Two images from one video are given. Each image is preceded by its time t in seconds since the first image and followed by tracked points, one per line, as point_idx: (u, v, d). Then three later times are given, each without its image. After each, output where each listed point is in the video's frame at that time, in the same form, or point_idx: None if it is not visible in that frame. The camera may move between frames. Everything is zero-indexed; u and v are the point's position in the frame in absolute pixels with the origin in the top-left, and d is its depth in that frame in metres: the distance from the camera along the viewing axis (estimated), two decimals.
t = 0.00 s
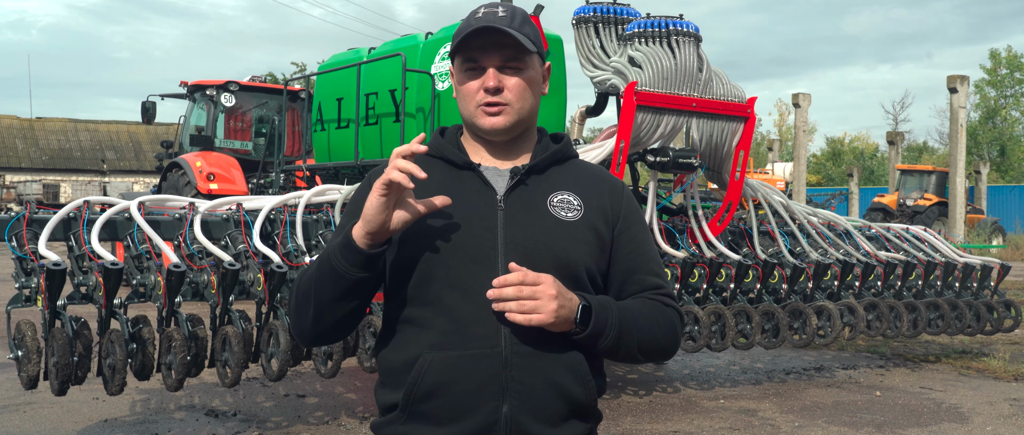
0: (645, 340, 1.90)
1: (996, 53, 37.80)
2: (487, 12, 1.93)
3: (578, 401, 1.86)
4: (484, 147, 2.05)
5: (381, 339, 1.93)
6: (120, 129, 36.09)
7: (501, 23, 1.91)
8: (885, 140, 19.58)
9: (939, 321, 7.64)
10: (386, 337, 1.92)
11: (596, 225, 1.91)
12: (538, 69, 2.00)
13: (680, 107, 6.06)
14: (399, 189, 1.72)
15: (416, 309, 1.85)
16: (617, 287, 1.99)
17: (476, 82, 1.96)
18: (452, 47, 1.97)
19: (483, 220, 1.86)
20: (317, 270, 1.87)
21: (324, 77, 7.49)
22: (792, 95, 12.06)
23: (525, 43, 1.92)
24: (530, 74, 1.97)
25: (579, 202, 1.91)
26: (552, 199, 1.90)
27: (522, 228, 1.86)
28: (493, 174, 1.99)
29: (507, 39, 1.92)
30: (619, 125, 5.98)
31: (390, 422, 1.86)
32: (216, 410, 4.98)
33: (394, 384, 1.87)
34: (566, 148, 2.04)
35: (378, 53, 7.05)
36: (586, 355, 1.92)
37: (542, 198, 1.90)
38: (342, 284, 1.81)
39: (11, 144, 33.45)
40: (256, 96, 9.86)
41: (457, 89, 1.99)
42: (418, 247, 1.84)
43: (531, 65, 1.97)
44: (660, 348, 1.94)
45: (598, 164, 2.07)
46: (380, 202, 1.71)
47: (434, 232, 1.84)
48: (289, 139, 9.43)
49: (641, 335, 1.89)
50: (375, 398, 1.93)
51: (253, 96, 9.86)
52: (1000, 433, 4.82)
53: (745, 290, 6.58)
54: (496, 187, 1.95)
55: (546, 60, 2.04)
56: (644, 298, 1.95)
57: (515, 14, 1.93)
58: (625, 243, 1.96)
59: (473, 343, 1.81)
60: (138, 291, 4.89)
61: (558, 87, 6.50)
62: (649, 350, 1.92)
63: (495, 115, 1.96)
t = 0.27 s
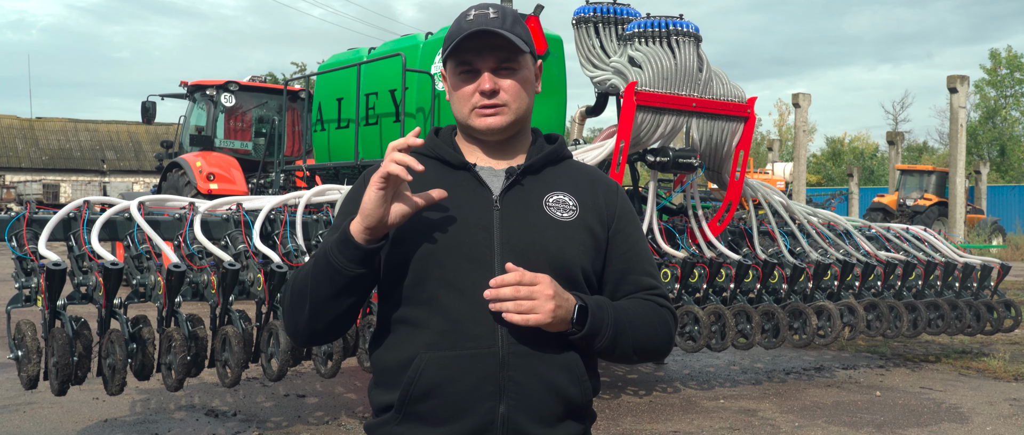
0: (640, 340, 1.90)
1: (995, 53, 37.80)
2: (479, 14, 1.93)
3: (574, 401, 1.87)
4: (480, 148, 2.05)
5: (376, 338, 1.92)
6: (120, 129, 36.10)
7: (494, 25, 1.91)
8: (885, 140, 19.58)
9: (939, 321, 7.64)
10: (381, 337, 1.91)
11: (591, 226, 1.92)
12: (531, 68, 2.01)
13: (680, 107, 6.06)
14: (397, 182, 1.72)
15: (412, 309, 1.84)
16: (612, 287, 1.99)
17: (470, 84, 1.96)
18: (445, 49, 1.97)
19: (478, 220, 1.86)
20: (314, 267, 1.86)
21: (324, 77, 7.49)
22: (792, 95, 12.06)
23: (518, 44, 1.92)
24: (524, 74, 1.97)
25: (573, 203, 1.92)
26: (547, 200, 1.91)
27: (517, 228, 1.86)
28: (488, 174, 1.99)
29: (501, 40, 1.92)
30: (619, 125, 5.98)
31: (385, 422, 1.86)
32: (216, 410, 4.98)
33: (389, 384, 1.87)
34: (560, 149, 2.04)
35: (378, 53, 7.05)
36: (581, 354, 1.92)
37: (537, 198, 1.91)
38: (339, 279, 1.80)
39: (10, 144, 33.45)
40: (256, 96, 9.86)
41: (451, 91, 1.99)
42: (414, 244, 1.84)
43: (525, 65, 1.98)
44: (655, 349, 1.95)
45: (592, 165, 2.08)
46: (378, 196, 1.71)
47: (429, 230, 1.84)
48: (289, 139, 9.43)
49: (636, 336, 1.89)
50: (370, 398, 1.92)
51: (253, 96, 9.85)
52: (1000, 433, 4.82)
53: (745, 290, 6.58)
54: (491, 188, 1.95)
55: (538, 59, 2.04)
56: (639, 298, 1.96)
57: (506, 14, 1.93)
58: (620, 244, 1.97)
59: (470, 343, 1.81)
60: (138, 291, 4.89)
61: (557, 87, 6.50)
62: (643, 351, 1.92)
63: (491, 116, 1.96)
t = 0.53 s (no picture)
0: (635, 340, 1.91)
1: (995, 53, 37.80)
2: (468, 17, 1.92)
3: (570, 401, 1.87)
4: (474, 150, 2.05)
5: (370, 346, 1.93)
6: (120, 129, 36.11)
7: (484, 27, 1.91)
8: (885, 140, 19.58)
9: (940, 321, 7.64)
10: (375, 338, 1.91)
11: (586, 226, 1.92)
12: (522, 69, 2.01)
13: (680, 107, 6.06)
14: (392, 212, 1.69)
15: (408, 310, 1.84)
16: (606, 287, 2.00)
17: (462, 88, 1.96)
18: (435, 54, 1.96)
19: (475, 221, 1.86)
20: (308, 280, 1.86)
21: (324, 77, 7.49)
22: (792, 95, 12.07)
23: (509, 46, 1.92)
24: (516, 76, 1.97)
25: (568, 204, 1.93)
26: (542, 200, 1.91)
27: (513, 230, 1.87)
28: (484, 175, 2.00)
29: (491, 43, 1.92)
30: (619, 125, 5.98)
31: (381, 423, 1.85)
32: (216, 410, 4.98)
33: (385, 384, 1.86)
34: (554, 150, 2.05)
35: (378, 53, 7.06)
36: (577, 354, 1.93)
37: (532, 199, 1.91)
38: (331, 298, 1.80)
39: (10, 144, 33.45)
40: (256, 96, 9.86)
41: (443, 96, 1.99)
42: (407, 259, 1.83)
43: (516, 66, 1.98)
44: (649, 348, 1.95)
45: (585, 166, 2.09)
46: (371, 224, 1.69)
47: (425, 235, 1.84)
48: (289, 139, 9.43)
49: (632, 336, 1.90)
50: (365, 399, 1.92)
51: (253, 96, 9.86)
52: (1000, 433, 4.82)
53: (745, 290, 6.58)
54: (487, 189, 1.95)
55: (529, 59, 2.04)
56: (633, 298, 1.96)
57: (494, 16, 1.93)
58: (614, 245, 1.98)
59: (468, 342, 1.81)
60: (138, 292, 4.89)
61: (557, 87, 6.50)
62: (639, 350, 1.93)
63: (485, 119, 1.96)
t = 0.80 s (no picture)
0: (630, 337, 1.91)
1: (995, 53, 37.81)
2: (461, 16, 1.92)
3: (566, 400, 1.87)
4: (466, 149, 2.05)
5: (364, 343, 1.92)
6: (120, 129, 36.11)
7: (478, 26, 1.91)
8: (885, 140, 19.58)
9: (939, 321, 7.64)
10: (370, 337, 1.90)
11: (578, 225, 1.93)
12: (515, 68, 2.01)
13: (680, 107, 6.06)
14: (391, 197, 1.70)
15: (403, 310, 1.84)
16: (599, 285, 2.00)
17: (455, 86, 1.96)
18: (427, 53, 1.96)
19: (469, 220, 1.86)
20: (302, 272, 1.86)
21: (324, 77, 7.49)
22: (792, 95, 12.07)
23: (502, 45, 1.93)
24: (508, 75, 1.97)
25: (561, 202, 1.93)
26: (535, 199, 1.91)
27: (506, 229, 1.87)
28: (477, 174, 2.00)
29: (484, 42, 1.92)
30: (619, 125, 5.98)
31: (376, 423, 1.85)
32: (216, 410, 4.98)
33: (380, 385, 1.86)
34: (546, 148, 2.05)
35: (378, 53, 7.06)
36: (571, 352, 1.93)
37: (525, 198, 1.91)
38: (327, 287, 1.80)
39: (10, 144, 33.45)
40: (256, 96, 9.86)
41: (436, 94, 1.99)
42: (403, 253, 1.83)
43: (508, 65, 1.98)
44: (644, 345, 1.95)
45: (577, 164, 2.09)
46: (371, 210, 1.70)
47: (419, 233, 1.84)
48: (289, 139, 9.43)
49: (627, 333, 1.90)
50: (360, 399, 1.91)
51: (253, 96, 9.86)
52: (1000, 433, 4.82)
53: (745, 290, 6.58)
54: (479, 188, 1.94)
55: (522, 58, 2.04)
56: (626, 296, 1.96)
57: (488, 16, 1.93)
58: (607, 242, 1.98)
59: (463, 342, 1.81)
60: (138, 291, 4.89)
61: (557, 87, 6.50)
62: (634, 347, 1.93)
63: (478, 118, 1.96)
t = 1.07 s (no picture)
0: (628, 336, 1.91)
1: (995, 53, 37.81)
2: (453, 18, 1.92)
3: (564, 400, 1.87)
4: (464, 150, 2.05)
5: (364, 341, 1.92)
6: (120, 129, 36.11)
7: (470, 27, 1.91)
8: (885, 140, 19.58)
9: (939, 321, 7.64)
10: (370, 338, 1.91)
11: (576, 224, 1.93)
12: (509, 67, 2.01)
13: (680, 107, 6.06)
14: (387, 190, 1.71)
15: (401, 310, 1.84)
16: (598, 284, 2.00)
17: (450, 88, 1.96)
18: (421, 55, 1.96)
19: (466, 220, 1.86)
20: (300, 270, 1.86)
21: (324, 78, 7.50)
22: (792, 95, 12.06)
23: (495, 45, 1.92)
24: (502, 74, 1.97)
25: (559, 201, 1.93)
26: (533, 199, 1.91)
27: (503, 229, 1.87)
28: (474, 175, 2.00)
29: (477, 42, 1.92)
30: (619, 125, 5.98)
31: (375, 423, 1.86)
32: (216, 410, 4.98)
33: (379, 385, 1.87)
34: (544, 148, 2.05)
35: (378, 53, 7.05)
36: (570, 351, 1.92)
37: (522, 198, 1.91)
38: (325, 284, 1.80)
39: (10, 144, 33.45)
40: (256, 96, 9.86)
41: (431, 96, 1.99)
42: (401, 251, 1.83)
43: (502, 64, 1.98)
44: (643, 344, 1.95)
45: (576, 163, 2.09)
46: (367, 204, 1.70)
47: (417, 233, 1.84)
48: (289, 139, 9.43)
49: (625, 332, 1.90)
50: (360, 399, 1.92)
51: (253, 96, 9.86)
52: (1000, 433, 4.82)
53: (745, 290, 6.58)
54: (477, 188, 1.94)
55: (515, 57, 2.04)
56: (625, 295, 1.96)
57: (480, 16, 1.93)
58: (606, 241, 1.98)
59: (460, 341, 1.81)
60: (138, 291, 4.88)
61: (557, 87, 6.50)
62: (633, 346, 1.93)
63: (474, 118, 1.96)
